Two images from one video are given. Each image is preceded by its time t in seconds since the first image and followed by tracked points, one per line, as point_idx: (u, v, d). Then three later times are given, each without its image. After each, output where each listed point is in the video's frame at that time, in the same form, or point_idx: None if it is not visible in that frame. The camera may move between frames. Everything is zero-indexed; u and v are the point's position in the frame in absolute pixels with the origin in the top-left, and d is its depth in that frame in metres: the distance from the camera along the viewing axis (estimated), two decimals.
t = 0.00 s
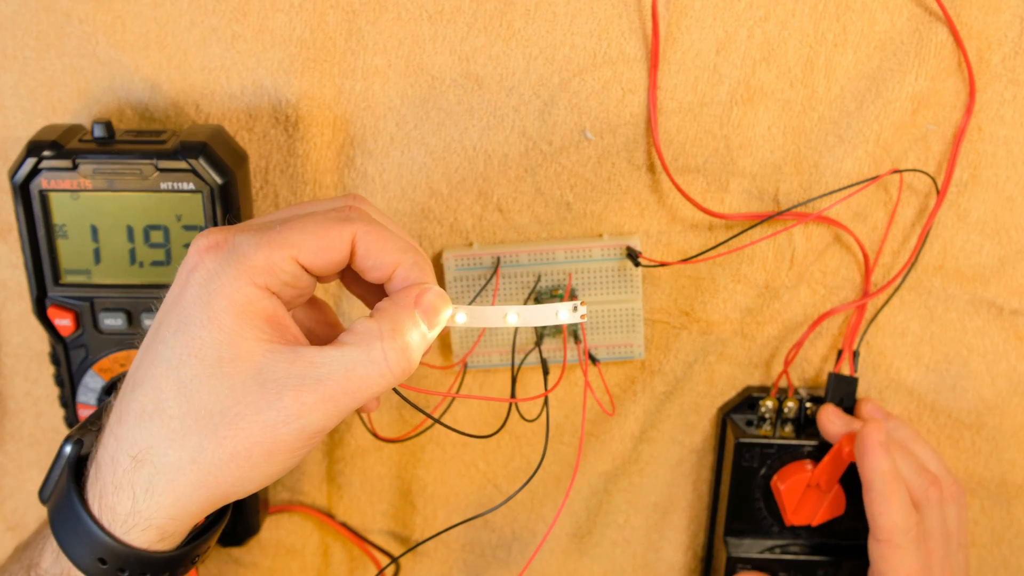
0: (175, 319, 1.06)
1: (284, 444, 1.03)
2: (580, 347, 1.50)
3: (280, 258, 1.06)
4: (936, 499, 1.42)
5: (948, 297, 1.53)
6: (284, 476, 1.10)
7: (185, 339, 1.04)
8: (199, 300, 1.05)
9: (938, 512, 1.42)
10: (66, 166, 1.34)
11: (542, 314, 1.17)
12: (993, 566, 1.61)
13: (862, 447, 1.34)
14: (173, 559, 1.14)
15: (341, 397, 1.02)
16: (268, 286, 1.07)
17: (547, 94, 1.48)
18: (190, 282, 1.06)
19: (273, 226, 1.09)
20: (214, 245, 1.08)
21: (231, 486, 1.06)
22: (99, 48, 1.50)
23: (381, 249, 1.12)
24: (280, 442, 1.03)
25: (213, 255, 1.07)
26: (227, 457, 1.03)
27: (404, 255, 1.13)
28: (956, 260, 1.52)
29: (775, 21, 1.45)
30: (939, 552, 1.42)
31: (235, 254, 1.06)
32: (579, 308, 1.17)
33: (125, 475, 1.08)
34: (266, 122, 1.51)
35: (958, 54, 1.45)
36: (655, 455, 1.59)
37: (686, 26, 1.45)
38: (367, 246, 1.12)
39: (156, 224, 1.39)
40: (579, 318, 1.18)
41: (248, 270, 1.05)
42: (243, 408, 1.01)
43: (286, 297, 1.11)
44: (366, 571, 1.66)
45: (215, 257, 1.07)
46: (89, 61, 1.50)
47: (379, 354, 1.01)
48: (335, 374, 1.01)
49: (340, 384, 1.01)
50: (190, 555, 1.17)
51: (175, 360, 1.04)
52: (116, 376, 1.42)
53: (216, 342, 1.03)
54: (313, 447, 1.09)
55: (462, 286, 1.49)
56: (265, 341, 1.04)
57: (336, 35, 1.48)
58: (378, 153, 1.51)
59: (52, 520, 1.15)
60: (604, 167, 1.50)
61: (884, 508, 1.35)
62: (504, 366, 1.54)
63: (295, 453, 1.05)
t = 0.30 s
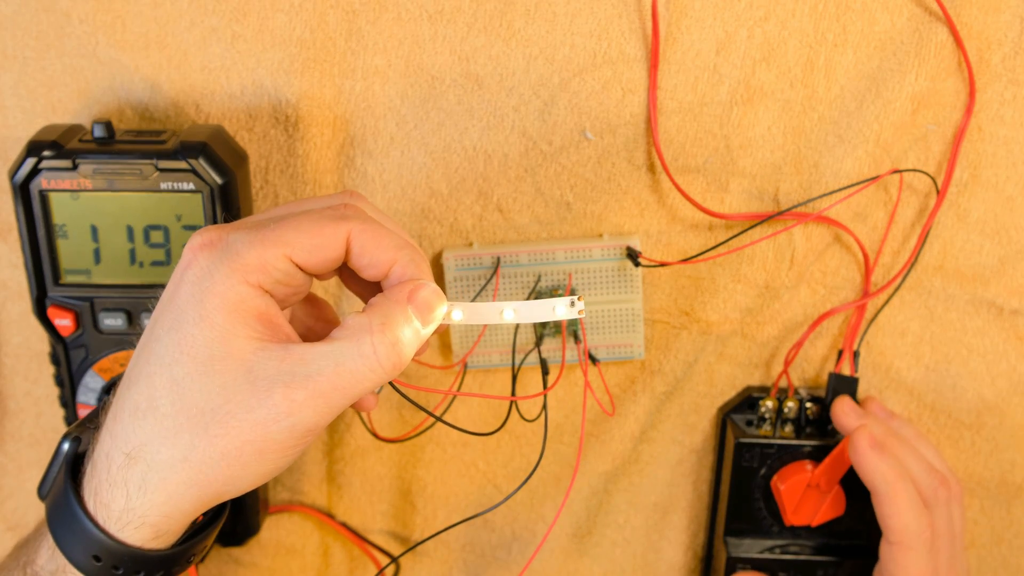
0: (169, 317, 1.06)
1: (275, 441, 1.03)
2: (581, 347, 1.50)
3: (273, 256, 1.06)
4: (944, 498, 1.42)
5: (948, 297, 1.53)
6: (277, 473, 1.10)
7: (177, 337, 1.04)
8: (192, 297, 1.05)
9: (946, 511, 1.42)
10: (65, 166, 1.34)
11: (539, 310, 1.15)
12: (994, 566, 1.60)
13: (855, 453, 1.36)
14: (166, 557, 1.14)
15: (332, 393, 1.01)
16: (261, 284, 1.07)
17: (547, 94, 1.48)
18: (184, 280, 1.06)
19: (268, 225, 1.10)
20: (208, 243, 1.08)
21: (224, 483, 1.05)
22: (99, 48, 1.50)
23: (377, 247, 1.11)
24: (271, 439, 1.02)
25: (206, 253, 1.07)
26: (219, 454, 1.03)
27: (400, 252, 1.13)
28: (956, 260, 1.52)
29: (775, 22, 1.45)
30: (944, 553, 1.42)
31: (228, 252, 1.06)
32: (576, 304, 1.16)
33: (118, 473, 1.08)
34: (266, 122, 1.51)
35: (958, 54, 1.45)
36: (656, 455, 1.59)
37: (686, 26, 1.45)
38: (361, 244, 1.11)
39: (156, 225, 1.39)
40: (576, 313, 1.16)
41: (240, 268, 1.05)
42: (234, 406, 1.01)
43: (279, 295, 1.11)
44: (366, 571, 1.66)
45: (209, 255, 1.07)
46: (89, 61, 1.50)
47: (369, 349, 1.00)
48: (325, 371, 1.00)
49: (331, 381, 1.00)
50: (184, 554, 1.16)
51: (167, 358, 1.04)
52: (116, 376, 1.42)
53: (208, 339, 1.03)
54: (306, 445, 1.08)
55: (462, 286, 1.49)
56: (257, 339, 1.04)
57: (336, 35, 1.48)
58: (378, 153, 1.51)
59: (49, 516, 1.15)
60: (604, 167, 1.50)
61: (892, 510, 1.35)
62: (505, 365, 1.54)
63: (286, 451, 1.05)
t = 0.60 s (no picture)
0: (163, 300, 1.07)
1: (264, 423, 1.02)
2: (580, 347, 1.50)
3: (267, 240, 1.06)
4: (943, 497, 1.42)
5: (948, 297, 1.53)
6: (269, 458, 1.10)
7: (170, 320, 1.05)
8: (186, 280, 1.06)
9: (945, 511, 1.42)
10: (65, 166, 1.34)
11: (526, 291, 1.15)
12: (994, 566, 1.60)
13: (855, 452, 1.36)
14: (158, 546, 1.13)
15: (320, 373, 1.01)
16: (255, 268, 1.07)
17: (547, 94, 1.48)
18: (179, 263, 1.07)
19: (265, 210, 1.10)
20: (205, 228, 1.09)
21: (215, 467, 1.05)
22: (99, 48, 1.50)
23: (372, 232, 1.11)
24: (261, 421, 1.02)
25: (201, 237, 1.08)
26: (209, 436, 1.03)
27: (395, 237, 1.12)
28: (956, 260, 1.52)
29: (775, 21, 1.45)
30: (943, 552, 1.42)
31: (223, 237, 1.07)
32: (564, 285, 1.16)
33: (112, 456, 1.08)
34: (266, 122, 1.51)
35: (958, 54, 1.45)
36: (655, 455, 1.59)
37: (686, 26, 1.45)
38: (357, 230, 1.11)
39: (156, 225, 1.39)
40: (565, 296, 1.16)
41: (234, 251, 1.05)
42: (224, 387, 1.01)
43: (274, 280, 1.11)
44: (366, 571, 1.66)
45: (204, 239, 1.08)
46: (89, 61, 1.50)
47: (356, 327, 1.00)
48: (313, 351, 1.00)
49: (319, 360, 1.00)
50: (178, 544, 1.15)
51: (161, 341, 1.04)
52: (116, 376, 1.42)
53: (199, 322, 1.03)
54: (297, 429, 1.08)
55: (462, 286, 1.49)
56: (249, 321, 1.04)
57: (336, 35, 1.48)
58: (378, 153, 1.51)
59: (46, 503, 1.16)
60: (604, 167, 1.50)
61: (891, 510, 1.36)
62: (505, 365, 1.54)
63: (277, 434, 1.05)
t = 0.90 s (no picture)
0: (156, 319, 1.06)
1: (244, 454, 1.01)
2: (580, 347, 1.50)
3: (261, 263, 1.05)
4: (942, 498, 1.42)
5: (948, 297, 1.53)
6: (250, 486, 1.09)
7: (161, 341, 1.04)
8: (179, 301, 1.05)
9: (943, 512, 1.42)
10: (65, 166, 1.34)
11: (529, 333, 1.11)
12: (993, 566, 1.60)
13: (856, 452, 1.36)
14: (139, 564, 1.13)
15: (303, 409, 0.99)
16: (248, 292, 1.06)
17: (547, 94, 1.48)
18: (174, 282, 1.06)
19: (263, 231, 1.09)
20: (202, 247, 1.08)
21: (194, 493, 1.05)
22: (99, 48, 1.50)
23: (372, 257, 1.10)
24: (241, 453, 1.01)
25: (198, 256, 1.07)
26: (189, 463, 1.02)
27: (396, 263, 1.12)
28: (956, 259, 1.52)
29: (775, 21, 1.45)
30: (942, 553, 1.42)
31: (219, 258, 1.05)
32: (568, 328, 1.11)
33: (96, 472, 1.08)
34: (266, 122, 1.51)
35: (958, 54, 1.45)
36: (655, 455, 1.59)
37: (686, 26, 1.45)
38: (355, 256, 1.10)
39: (156, 225, 1.39)
40: (568, 339, 1.12)
41: (227, 274, 1.04)
42: (207, 415, 1.00)
43: (268, 305, 1.10)
44: (366, 571, 1.66)
45: (201, 259, 1.06)
46: (89, 61, 1.50)
47: (341, 365, 0.98)
48: (297, 385, 0.99)
49: (302, 395, 0.99)
50: (161, 561, 1.15)
51: (150, 361, 1.04)
52: (117, 376, 1.42)
53: (189, 345, 1.02)
54: (277, 461, 1.06)
55: (462, 286, 1.49)
56: (237, 349, 1.02)
57: (336, 35, 1.48)
58: (378, 153, 1.51)
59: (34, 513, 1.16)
60: (604, 168, 1.50)
61: (890, 510, 1.36)
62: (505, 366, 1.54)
63: (257, 465, 1.04)
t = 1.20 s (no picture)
0: (167, 336, 1.04)
1: (264, 469, 1.01)
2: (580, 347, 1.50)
3: (273, 282, 1.03)
4: (941, 499, 1.42)
5: (948, 297, 1.53)
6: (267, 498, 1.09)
7: (174, 359, 1.02)
8: (190, 319, 1.03)
9: (942, 512, 1.42)
10: (65, 166, 1.34)
11: (544, 349, 1.09)
12: (993, 566, 1.60)
13: (856, 452, 1.36)
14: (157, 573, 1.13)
15: (324, 427, 0.99)
16: (260, 310, 1.04)
17: (547, 94, 1.48)
18: (183, 301, 1.04)
19: (273, 248, 1.07)
20: (211, 264, 1.06)
21: (213, 507, 1.04)
22: (99, 48, 1.50)
23: (385, 277, 1.08)
24: (261, 468, 1.01)
25: (208, 274, 1.05)
26: (208, 479, 1.01)
27: (408, 281, 1.08)
28: (956, 259, 1.52)
29: (775, 21, 1.45)
30: (941, 553, 1.42)
31: (229, 276, 1.04)
32: (584, 344, 1.10)
33: (109, 489, 1.06)
34: (266, 122, 1.51)
35: (958, 54, 1.45)
36: (656, 455, 1.59)
37: (686, 26, 1.45)
38: (368, 275, 1.08)
39: (156, 225, 1.39)
40: (584, 355, 1.10)
41: (239, 293, 1.02)
42: (225, 432, 0.99)
43: (280, 322, 1.08)
44: (366, 571, 1.66)
45: (210, 277, 1.05)
46: (89, 61, 1.50)
47: (363, 384, 0.98)
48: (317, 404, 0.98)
49: (323, 413, 0.98)
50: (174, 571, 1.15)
51: (163, 379, 1.02)
52: (117, 376, 1.43)
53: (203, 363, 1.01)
54: (296, 473, 1.06)
55: (462, 286, 1.49)
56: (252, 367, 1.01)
57: (336, 35, 1.48)
58: (378, 153, 1.51)
59: (43, 528, 1.15)
60: (604, 168, 1.50)
61: (889, 510, 1.36)
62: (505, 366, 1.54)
63: (277, 479, 1.03)
